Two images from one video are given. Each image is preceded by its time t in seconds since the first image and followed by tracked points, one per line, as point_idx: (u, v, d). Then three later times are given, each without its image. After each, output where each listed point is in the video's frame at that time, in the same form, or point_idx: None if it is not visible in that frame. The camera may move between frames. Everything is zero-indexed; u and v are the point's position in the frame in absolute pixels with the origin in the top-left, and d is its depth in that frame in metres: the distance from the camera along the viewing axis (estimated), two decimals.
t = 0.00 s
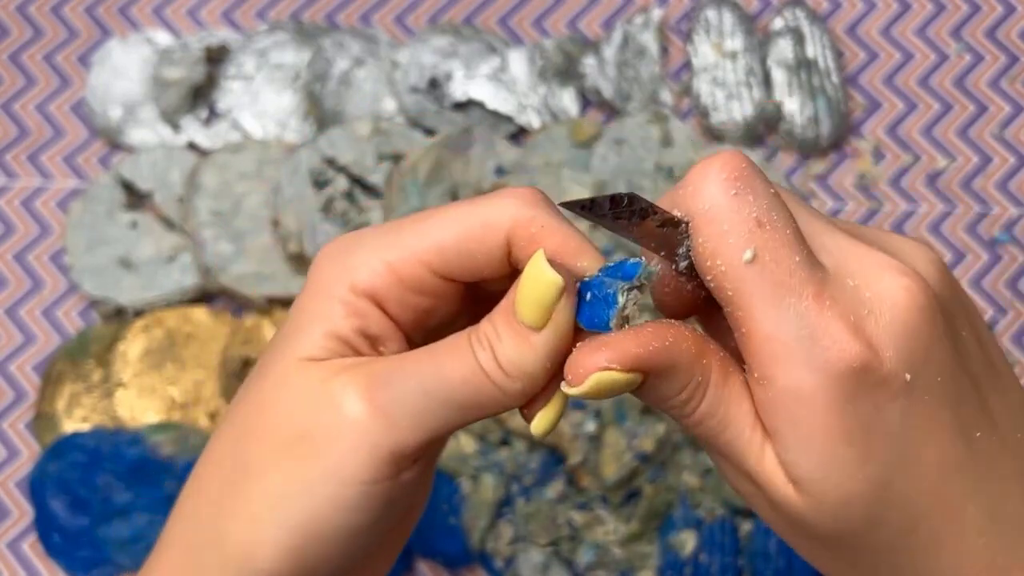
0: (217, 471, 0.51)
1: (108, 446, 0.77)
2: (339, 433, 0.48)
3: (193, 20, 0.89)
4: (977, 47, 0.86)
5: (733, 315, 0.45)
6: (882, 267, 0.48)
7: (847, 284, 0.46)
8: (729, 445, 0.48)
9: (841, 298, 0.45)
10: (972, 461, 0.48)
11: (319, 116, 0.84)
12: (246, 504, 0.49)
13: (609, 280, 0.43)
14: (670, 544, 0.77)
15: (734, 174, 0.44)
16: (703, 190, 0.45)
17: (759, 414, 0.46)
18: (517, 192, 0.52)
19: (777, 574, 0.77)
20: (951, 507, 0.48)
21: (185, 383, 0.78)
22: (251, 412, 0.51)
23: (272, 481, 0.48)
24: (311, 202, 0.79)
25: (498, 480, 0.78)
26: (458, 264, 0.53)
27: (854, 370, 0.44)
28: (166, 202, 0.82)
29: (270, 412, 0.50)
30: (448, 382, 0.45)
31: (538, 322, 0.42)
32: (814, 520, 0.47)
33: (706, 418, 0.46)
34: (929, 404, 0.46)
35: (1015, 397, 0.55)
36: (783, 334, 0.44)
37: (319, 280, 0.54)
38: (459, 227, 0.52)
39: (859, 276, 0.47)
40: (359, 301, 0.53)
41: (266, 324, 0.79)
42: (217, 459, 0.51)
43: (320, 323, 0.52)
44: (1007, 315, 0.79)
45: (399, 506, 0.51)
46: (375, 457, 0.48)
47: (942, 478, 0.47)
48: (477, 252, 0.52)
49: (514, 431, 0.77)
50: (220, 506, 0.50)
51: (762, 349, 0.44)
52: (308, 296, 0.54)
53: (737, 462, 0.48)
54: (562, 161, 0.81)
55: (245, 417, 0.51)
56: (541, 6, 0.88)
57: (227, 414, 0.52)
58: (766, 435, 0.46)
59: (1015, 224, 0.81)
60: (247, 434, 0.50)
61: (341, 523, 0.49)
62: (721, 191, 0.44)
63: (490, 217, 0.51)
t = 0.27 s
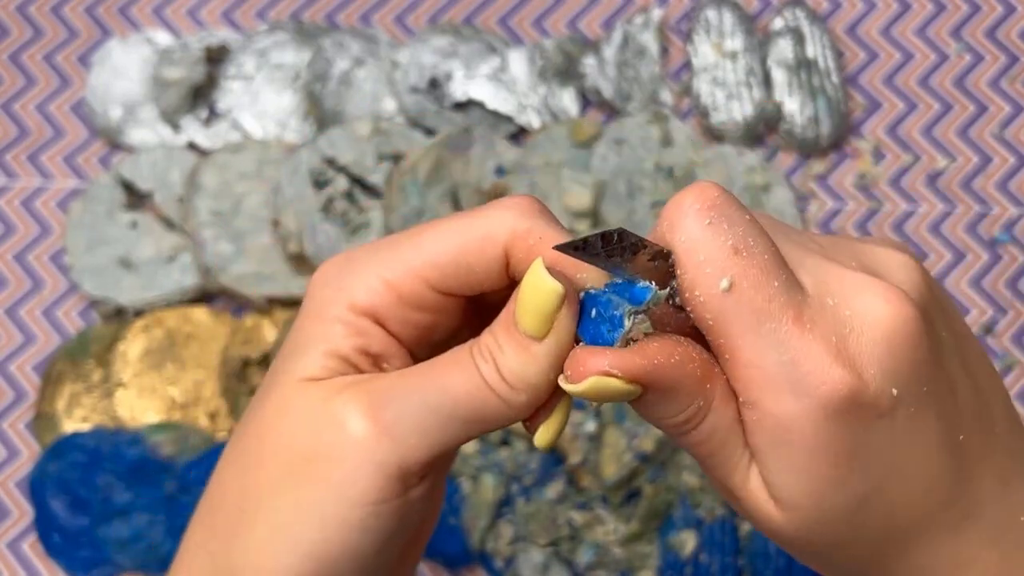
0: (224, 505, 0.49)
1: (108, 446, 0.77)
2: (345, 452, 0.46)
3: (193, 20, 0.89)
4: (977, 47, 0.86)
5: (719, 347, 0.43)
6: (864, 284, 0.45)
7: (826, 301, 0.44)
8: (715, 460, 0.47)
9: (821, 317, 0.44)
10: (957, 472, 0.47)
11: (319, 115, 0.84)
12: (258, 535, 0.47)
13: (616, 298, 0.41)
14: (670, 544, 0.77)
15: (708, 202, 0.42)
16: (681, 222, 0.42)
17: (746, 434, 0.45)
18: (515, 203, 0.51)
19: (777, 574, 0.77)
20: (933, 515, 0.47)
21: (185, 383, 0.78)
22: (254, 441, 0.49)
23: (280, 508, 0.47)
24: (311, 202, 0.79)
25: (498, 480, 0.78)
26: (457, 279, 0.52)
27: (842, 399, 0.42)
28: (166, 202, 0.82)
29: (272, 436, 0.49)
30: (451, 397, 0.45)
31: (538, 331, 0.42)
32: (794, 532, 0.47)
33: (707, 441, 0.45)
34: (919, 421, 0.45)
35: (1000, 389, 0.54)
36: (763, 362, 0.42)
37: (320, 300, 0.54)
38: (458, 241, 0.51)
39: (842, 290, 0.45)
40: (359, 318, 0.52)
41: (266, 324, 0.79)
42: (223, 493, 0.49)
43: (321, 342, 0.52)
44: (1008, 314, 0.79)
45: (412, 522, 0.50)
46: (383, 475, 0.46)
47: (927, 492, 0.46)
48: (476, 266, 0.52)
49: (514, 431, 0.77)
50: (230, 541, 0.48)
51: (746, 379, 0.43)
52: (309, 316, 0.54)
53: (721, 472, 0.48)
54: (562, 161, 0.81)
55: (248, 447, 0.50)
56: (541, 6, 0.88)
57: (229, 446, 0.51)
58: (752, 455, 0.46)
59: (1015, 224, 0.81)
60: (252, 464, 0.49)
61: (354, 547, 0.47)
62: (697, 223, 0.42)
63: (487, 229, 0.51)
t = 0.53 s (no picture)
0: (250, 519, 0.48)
1: (109, 446, 0.76)
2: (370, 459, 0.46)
3: (193, 20, 0.89)
4: (977, 47, 0.85)
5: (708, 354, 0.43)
6: (854, 285, 0.45)
7: (812, 300, 0.44)
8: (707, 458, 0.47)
9: (807, 317, 0.44)
10: (947, 468, 0.47)
11: (318, 115, 0.84)
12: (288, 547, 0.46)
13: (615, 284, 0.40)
14: (670, 544, 0.77)
15: (690, 209, 0.42)
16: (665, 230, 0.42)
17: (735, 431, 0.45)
18: (510, 199, 0.49)
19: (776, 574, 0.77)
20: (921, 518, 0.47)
21: (186, 383, 0.78)
22: (276, 454, 0.49)
23: (308, 519, 0.46)
24: (311, 202, 0.79)
25: (498, 480, 0.77)
26: (464, 282, 0.50)
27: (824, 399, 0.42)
28: (166, 202, 0.82)
29: (294, 448, 0.48)
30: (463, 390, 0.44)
31: (543, 323, 0.41)
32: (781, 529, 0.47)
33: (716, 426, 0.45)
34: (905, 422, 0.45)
35: (998, 389, 0.53)
36: (747, 363, 0.42)
37: (328, 312, 0.52)
38: (458, 243, 0.50)
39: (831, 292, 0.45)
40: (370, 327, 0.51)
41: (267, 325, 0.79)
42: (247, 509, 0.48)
43: (333, 355, 0.51)
44: (1008, 314, 0.79)
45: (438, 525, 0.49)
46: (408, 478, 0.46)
47: (915, 493, 0.46)
48: (482, 269, 0.50)
49: (514, 431, 0.77)
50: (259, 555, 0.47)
51: (736, 380, 0.43)
52: (319, 329, 0.52)
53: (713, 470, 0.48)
54: (562, 161, 0.81)
55: (270, 460, 0.49)
56: (541, 6, 0.88)
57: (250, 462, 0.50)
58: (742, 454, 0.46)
59: (1015, 224, 0.81)
60: (276, 478, 0.48)
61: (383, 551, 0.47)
62: (679, 233, 0.42)
63: (485, 230, 0.49)
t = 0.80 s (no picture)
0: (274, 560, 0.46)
1: (109, 446, 0.76)
2: (400, 483, 0.44)
3: (193, 20, 0.89)
4: (977, 47, 0.86)
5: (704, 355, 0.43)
6: (841, 280, 0.45)
7: (801, 297, 0.45)
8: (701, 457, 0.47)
9: (796, 312, 0.44)
10: (940, 461, 0.47)
11: (318, 115, 0.84)
12: None
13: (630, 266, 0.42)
14: (670, 544, 0.77)
15: (668, 218, 0.42)
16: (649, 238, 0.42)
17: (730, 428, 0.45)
18: (488, 193, 0.49)
19: (777, 574, 0.77)
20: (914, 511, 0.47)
21: (185, 383, 0.78)
22: (291, 485, 0.46)
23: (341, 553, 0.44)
24: (311, 202, 0.79)
25: (498, 480, 0.77)
26: (452, 283, 0.50)
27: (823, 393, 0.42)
28: (166, 202, 0.82)
29: (314, 477, 0.46)
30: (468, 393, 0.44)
31: (542, 318, 0.42)
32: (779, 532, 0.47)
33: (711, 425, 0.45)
34: (900, 414, 0.45)
35: (981, 390, 0.54)
36: (741, 361, 0.42)
37: (313, 334, 0.51)
38: (442, 244, 0.49)
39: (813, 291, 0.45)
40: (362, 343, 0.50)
41: (266, 324, 0.79)
42: (269, 549, 0.46)
43: (330, 376, 0.49)
44: (1008, 314, 0.79)
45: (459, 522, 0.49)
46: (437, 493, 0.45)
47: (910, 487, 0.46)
48: (470, 268, 0.49)
49: (514, 431, 0.77)
50: None
51: (730, 379, 0.43)
52: (307, 353, 0.50)
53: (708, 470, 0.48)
54: (562, 161, 0.81)
55: (287, 493, 0.46)
56: (541, 6, 0.88)
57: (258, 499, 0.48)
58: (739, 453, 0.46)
59: (1014, 224, 0.81)
60: (296, 513, 0.46)
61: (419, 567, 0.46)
62: (663, 241, 0.42)
63: (469, 226, 0.48)
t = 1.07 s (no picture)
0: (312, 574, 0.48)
1: (109, 445, 0.77)
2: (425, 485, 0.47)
3: (193, 20, 0.89)
4: (977, 47, 0.85)
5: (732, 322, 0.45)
6: (865, 259, 0.48)
7: (830, 276, 0.47)
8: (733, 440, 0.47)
9: (825, 287, 0.46)
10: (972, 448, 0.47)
11: (319, 116, 0.84)
12: None
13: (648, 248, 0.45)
14: (670, 544, 0.77)
15: (691, 201, 0.46)
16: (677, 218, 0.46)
17: (762, 403, 0.46)
18: (434, 167, 0.52)
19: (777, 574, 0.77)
20: (950, 499, 0.47)
21: (185, 383, 0.78)
22: (312, 500, 0.48)
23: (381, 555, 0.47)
24: (311, 202, 0.79)
25: (498, 480, 0.78)
26: (420, 260, 0.52)
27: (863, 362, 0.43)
28: (166, 202, 0.82)
29: (337, 490, 0.47)
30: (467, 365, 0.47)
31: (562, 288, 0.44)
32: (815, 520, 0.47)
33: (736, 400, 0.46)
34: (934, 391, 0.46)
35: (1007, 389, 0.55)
36: (773, 333, 0.44)
37: (287, 349, 0.51)
38: (406, 221, 0.51)
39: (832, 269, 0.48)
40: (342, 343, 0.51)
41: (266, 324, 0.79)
42: (303, 564, 0.48)
43: (320, 388, 0.50)
44: (1008, 315, 0.79)
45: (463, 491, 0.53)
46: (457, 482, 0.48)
47: (948, 473, 0.46)
48: (438, 241, 0.52)
49: (513, 430, 0.78)
50: None
51: (763, 352, 0.44)
52: (288, 371, 0.50)
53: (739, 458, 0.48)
54: (561, 161, 0.81)
55: (309, 508, 0.48)
56: (541, 6, 0.88)
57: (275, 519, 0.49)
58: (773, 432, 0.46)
59: (1015, 224, 0.81)
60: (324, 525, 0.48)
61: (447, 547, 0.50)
62: (690, 225, 0.45)
63: (428, 197, 0.51)
